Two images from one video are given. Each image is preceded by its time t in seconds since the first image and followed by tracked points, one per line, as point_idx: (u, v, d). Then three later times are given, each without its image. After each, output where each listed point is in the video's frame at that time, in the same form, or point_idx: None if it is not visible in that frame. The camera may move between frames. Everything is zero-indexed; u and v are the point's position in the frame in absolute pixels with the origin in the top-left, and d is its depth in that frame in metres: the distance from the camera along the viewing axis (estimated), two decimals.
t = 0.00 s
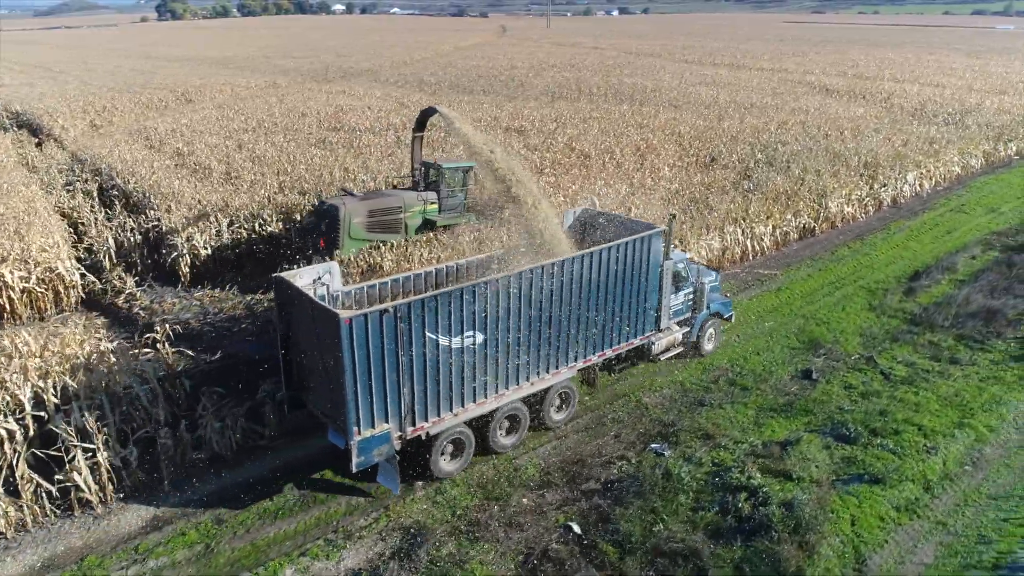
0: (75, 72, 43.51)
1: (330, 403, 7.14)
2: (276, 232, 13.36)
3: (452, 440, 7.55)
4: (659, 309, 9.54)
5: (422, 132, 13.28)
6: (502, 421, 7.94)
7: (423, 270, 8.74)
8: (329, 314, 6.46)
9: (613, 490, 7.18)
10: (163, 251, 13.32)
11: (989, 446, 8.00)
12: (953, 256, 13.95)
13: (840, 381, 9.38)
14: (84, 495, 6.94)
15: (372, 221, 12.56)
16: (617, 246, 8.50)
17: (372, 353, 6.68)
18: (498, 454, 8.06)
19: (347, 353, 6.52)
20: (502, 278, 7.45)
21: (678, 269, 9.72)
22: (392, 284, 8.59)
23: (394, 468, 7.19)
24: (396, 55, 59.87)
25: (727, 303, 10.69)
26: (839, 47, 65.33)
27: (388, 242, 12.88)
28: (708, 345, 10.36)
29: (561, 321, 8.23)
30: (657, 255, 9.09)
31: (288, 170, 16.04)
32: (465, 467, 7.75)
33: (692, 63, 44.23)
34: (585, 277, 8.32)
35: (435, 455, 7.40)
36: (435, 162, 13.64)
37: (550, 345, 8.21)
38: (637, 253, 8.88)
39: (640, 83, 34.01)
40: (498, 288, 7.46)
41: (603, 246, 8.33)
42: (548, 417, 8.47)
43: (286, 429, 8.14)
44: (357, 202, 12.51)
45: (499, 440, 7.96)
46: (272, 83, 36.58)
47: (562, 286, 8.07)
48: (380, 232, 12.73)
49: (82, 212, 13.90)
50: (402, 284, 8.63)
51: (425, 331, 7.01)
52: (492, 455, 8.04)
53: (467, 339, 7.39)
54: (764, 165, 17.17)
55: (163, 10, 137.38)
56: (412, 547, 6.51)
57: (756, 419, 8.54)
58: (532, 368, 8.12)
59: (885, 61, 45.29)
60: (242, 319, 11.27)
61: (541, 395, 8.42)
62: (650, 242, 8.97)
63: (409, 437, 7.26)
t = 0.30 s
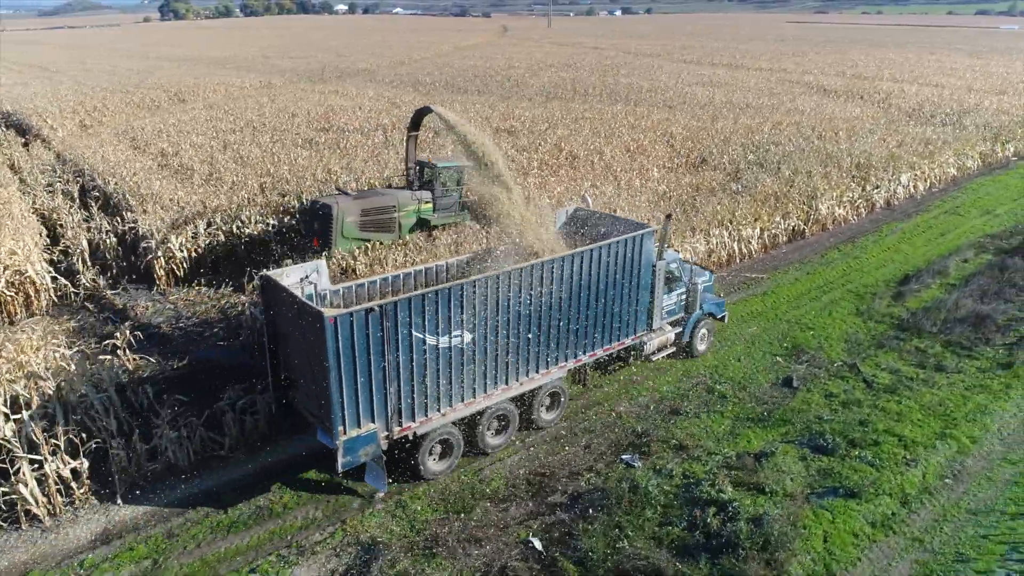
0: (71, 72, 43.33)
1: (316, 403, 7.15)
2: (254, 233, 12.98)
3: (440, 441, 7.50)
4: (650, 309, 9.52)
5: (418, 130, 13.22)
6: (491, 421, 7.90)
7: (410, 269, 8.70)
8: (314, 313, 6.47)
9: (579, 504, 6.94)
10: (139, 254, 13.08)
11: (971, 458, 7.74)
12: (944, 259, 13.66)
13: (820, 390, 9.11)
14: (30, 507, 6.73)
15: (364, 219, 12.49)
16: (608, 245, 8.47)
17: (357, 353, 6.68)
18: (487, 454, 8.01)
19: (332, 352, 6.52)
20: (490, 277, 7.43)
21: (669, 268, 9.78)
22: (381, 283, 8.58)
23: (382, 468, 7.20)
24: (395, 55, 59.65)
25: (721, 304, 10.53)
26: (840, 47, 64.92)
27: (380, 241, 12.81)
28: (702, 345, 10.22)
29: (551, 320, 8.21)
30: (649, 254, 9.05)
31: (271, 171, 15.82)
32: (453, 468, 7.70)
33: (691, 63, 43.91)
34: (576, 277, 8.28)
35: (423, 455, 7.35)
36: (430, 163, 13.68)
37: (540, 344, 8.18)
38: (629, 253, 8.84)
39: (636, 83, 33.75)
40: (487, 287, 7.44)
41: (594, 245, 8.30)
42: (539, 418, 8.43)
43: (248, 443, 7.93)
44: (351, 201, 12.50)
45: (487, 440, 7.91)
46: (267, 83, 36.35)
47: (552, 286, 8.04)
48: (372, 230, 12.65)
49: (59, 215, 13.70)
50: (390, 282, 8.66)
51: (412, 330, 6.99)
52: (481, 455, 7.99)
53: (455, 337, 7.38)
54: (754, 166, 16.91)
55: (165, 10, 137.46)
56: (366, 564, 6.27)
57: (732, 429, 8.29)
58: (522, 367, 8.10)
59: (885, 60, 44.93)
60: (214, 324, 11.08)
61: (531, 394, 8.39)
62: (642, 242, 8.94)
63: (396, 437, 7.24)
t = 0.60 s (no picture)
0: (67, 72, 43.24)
1: (304, 403, 7.07)
2: (235, 236, 12.94)
3: (430, 441, 7.45)
4: (643, 308, 9.40)
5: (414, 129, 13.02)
6: (481, 420, 7.86)
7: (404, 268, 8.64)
8: (302, 313, 6.39)
9: (545, 518, 6.73)
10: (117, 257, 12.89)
11: (952, 470, 7.49)
12: (935, 263, 13.42)
13: (800, 398, 8.87)
14: None
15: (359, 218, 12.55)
16: (599, 244, 8.35)
17: (345, 353, 6.59)
18: (477, 454, 8.00)
19: (320, 352, 6.43)
20: (480, 276, 7.34)
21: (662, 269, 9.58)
22: (371, 283, 8.46)
23: (371, 468, 7.09)
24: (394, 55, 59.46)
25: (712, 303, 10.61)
26: (842, 47, 64.54)
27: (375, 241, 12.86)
28: (694, 344, 10.18)
29: (542, 320, 8.12)
30: (641, 254, 8.95)
31: (254, 172, 15.64)
32: (443, 468, 7.67)
33: (690, 62, 43.64)
34: (567, 276, 8.20)
35: (412, 456, 7.30)
36: (426, 161, 13.55)
37: (532, 344, 8.10)
38: (622, 252, 8.75)
39: (632, 83, 33.51)
40: (478, 286, 7.35)
41: (585, 244, 8.20)
42: (529, 417, 8.40)
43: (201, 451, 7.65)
44: (345, 199, 12.51)
45: (477, 440, 7.89)
46: (262, 82, 36.17)
47: (543, 285, 7.96)
48: (367, 230, 12.70)
49: (37, 216, 13.52)
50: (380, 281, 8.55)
51: (401, 330, 6.90)
52: (471, 454, 7.96)
53: (445, 337, 7.29)
54: (744, 167, 16.69)
55: (167, 10, 137.54)
56: None
57: (707, 439, 8.07)
58: (513, 367, 8.03)
59: (885, 60, 44.63)
60: (187, 328, 10.71)
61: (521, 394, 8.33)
62: (635, 241, 8.84)
63: (385, 437, 7.17)
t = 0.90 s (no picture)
0: (64, 72, 43.14)
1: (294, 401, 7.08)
2: (216, 237, 12.74)
3: (421, 440, 7.45)
4: (635, 307, 9.37)
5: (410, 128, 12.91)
6: (472, 418, 7.84)
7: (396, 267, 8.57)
8: (291, 310, 6.39)
9: (510, 530, 6.55)
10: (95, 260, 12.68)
11: (933, 481, 7.29)
12: (926, 266, 13.21)
13: (779, 406, 8.66)
14: None
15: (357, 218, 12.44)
16: (591, 244, 8.35)
17: (335, 350, 6.60)
18: (469, 453, 7.97)
19: (309, 349, 6.45)
20: (470, 275, 7.34)
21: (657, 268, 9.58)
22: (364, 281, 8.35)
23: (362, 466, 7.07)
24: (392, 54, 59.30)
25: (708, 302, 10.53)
26: (843, 47, 64.20)
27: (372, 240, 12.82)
28: (688, 344, 10.13)
29: (533, 318, 8.12)
30: (634, 253, 8.92)
31: (239, 173, 15.49)
32: (434, 466, 7.66)
33: (688, 62, 43.39)
34: (558, 275, 8.18)
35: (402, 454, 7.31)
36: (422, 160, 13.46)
37: (523, 342, 8.10)
38: (614, 251, 8.73)
39: (628, 83, 33.30)
40: (469, 285, 7.36)
41: (577, 243, 8.19)
42: (521, 415, 8.37)
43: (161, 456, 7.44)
44: (342, 199, 12.34)
45: (468, 438, 7.87)
46: (257, 82, 36.00)
47: (535, 284, 7.96)
48: (364, 229, 12.59)
49: (16, 219, 13.35)
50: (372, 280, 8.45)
51: (391, 328, 6.91)
52: (463, 452, 7.94)
53: (436, 335, 7.30)
54: (735, 168, 16.48)
55: (168, 10, 137.65)
56: None
57: (683, 448, 7.87)
58: (504, 365, 8.04)
59: (885, 61, 44.32)
60: (162, 331, 10.49)
61: (513, 392, 8.31)
62: (627, 240, 8.81)
63: (375, 435, 7.18)
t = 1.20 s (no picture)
0: (62, 72, 43.14)
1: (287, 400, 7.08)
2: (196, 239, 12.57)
3: (415, 438, 7.47)
4: (631, 306, 9.34)
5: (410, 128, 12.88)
6: (467, 416, 7.86)
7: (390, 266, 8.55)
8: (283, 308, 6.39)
9: (476, 544, 6.37)
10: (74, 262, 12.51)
11: (914, 492, 7.09)
12: (918, 270, 13.00)
13: (760, 413, 8.46)
14: None
15: (355, 216, 12.59)
16: (586, 242, 8.32)
17: (327, 349, 6.60)
18: (464, 452, 7.97)
19: (301, 347, 6.45)
20: (462, 274, 7.34)
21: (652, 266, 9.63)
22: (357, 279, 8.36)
23: (355, 464, 7.09)
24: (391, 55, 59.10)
25: (706, 301, 10.44)
26: (844, 47, 63.89)
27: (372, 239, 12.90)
28: (685, 344, 10.16)
29: (528, 316, 8.11)
30: (629, 252, 8.90)
31: (223, 174, 15.35)
32: (428, 464, 7.68)
33: (687, 62, 43.17)
34: (552, 273, 8.17)
35: (396, 453, 7.34)
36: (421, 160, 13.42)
37: (517, 340, 8.09)
38: (609, 249, 8.71)
39: (625, 83, 33.12)
40: (462, 283, 7.37)
41: (570, 243, 8.18)
42: (517, 415, 8.38)
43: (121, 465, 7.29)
44: (342, 198, 12.56)
45: (463, 437, 7.87)
46: (252, 83, 35.89)
47: (529, 282, 7.94)
48: (363, 229, 12.73)
49: None
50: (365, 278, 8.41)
51: (383, 326, 6.91)
52: (458, 451, 7.95)
53: (429, 334, 7.31)
54: (726, 170, 16.31)
55: (170, 10, 137.79)
56: None
57: (659, 457, 7.68)
58: (499, 364, 8.03)
59: (885, 60, 44.01)
60: (137, 334, 10.30)
61: (508, 391, 8.31)
62: (622, 239, 8.78)
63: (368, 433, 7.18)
